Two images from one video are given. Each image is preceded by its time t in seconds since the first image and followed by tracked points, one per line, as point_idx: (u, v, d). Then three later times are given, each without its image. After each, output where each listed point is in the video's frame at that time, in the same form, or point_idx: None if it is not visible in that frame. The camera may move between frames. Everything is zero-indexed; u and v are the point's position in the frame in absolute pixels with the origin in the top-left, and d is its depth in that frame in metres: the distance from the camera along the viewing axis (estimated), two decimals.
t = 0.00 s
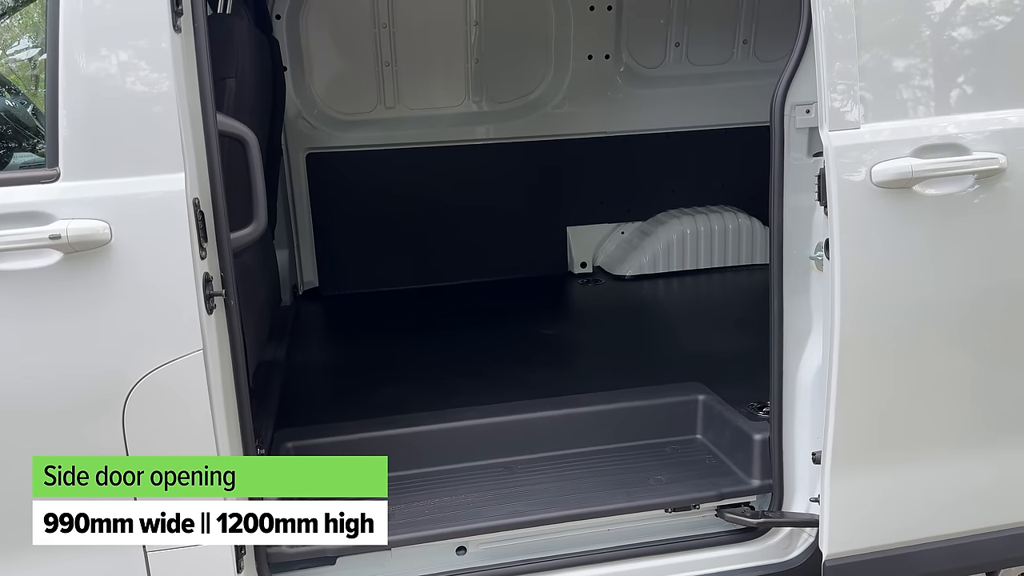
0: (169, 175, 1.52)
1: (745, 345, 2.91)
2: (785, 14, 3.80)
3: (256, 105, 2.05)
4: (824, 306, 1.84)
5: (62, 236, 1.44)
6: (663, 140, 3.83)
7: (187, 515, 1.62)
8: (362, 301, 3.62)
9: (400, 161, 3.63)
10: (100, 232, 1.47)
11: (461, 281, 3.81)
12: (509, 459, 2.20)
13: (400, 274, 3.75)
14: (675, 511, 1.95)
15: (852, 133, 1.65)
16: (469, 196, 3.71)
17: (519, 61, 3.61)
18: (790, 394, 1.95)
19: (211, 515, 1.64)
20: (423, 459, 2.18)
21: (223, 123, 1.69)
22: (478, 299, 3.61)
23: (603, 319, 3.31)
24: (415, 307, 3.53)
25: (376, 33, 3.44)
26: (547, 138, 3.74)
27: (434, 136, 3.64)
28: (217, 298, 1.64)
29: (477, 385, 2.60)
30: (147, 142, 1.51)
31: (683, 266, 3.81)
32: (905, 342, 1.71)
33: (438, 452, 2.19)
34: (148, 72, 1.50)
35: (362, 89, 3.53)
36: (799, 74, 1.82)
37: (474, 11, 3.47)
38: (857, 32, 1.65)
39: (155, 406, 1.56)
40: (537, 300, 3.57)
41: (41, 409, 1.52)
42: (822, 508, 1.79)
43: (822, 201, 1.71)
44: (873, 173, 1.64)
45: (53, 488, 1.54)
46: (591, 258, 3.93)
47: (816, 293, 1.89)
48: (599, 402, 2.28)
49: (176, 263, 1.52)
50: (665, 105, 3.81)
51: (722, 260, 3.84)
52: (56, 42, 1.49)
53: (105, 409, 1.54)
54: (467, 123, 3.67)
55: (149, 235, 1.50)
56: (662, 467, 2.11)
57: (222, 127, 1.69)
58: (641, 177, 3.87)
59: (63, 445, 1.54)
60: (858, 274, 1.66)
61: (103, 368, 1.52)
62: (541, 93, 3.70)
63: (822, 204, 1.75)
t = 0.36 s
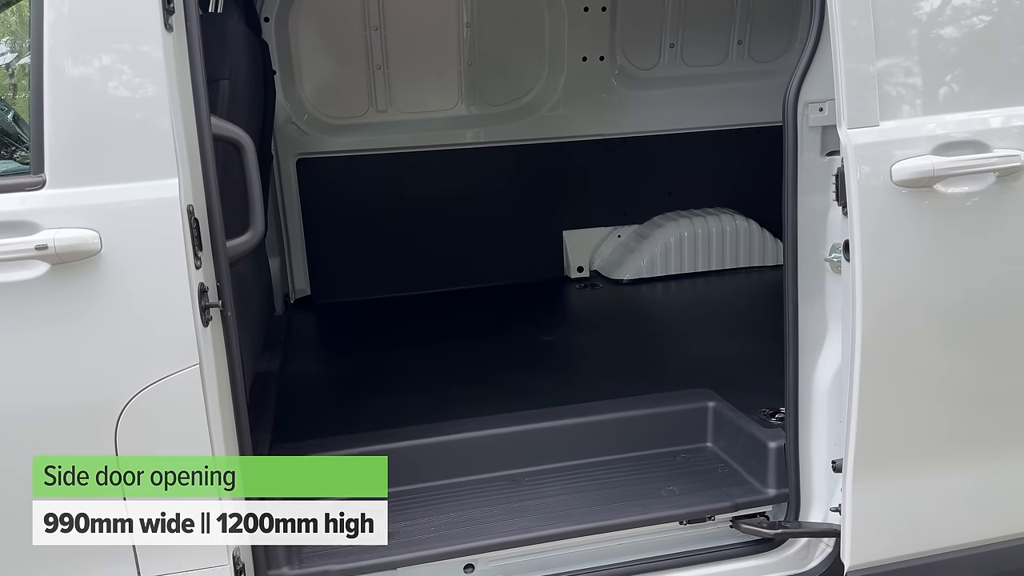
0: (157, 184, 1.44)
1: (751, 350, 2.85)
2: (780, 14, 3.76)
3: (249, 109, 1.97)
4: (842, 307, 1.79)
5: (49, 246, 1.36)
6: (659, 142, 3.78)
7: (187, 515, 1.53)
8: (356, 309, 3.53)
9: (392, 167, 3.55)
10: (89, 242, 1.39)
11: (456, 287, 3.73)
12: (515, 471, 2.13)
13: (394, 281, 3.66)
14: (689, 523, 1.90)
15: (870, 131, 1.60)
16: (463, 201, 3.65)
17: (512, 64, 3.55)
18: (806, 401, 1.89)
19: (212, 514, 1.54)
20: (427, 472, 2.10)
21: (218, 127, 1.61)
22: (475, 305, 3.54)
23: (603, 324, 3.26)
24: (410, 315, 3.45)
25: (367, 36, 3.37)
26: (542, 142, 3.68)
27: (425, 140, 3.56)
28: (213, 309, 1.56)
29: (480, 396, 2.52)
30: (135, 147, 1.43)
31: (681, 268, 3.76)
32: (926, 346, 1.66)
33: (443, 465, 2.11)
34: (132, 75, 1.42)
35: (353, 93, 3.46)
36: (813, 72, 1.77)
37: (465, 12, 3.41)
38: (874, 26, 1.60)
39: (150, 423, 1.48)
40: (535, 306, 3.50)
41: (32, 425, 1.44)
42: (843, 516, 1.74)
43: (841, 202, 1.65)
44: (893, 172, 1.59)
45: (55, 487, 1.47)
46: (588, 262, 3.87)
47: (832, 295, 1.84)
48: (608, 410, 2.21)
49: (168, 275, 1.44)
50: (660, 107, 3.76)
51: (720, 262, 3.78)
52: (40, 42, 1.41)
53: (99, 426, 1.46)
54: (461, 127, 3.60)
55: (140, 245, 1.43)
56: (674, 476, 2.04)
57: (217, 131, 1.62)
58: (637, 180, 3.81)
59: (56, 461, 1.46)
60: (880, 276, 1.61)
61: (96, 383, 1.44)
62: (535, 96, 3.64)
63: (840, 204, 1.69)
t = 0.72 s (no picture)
0: (135, 199, 1.23)
1: (777, 366, 2.68)
2: (791, 11, 3.60)
3: (240, 108, 1.76)
4: (909, 325, 1.62)
5: (18, 270, 1.16)
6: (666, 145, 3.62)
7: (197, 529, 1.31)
8: (351, 324, 3.33)
9: (387, 174, 3.35)
10: (66, 264, 1.19)
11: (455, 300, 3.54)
12: (540, 506, 1.94)
13: (390, 294, 3.46)
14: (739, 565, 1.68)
15: (947, 130, 1.43)
16: (463, 208, 3.46)
17: (513, 64, 3.37)
18: (864, 427, 1.71)
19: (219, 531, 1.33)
20: (444, 509, 1.90)
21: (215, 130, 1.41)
22: (477, 319, 3.35)
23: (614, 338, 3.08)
24: (409, 330, 3.25)
25: (360, 34, 3.17)
26: (544, 145, 3.50)
27: (421, 145, 3.36)
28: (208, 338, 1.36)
29: (494, 420, 2.33)
30: (108, 156, 1.23)
31: (691, 277, 3.60)
32: (1003, 371, 1.50)
33: (461, 501, 1.91)
34: (106, 75, 1.22)
35: (345, 96, 3.26)
36: (873, 64, 1.60)
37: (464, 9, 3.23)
38: (947, 11, 1.44)
39: (144, 470, 1.27)
40: (540, 319, 3.32)
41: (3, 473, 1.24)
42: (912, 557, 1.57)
43: (912, 208, 1.47)
44: (973, 175, 1.43)
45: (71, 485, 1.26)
46: (593, 271, 3.70)
47: (893, 309, 1.66)
48: (638, 437, 2.03)
49: (151, 305, 1.23)
50: (667, 109, 3.59)
51: (732, 270, 3.64)
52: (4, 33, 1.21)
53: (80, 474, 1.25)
54: (459, 130, 3.40)
55: (119, 268, 1.22)
56: (716, 511, 1.86)
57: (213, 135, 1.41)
58: (643, 185, 3.65)
59: (29, 518, 1.25)
60: (958, 295, 1.45)
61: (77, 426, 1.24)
62: (537, 98, 3.46)
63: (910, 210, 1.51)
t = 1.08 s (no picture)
0: (119, 245, 1.01)
1: (807, 399, 2.53)
2: (803, 20, 3.47)
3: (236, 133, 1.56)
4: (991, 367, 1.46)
5: None
6: (675, 160, 3.46)
7: None
8: (346, 353, 3.11)
9: (384, 192, 3.15)
10: (47, 327, 0.98)
11: (456, 325, 3.33)
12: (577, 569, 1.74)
13: (387, 320, 3.25)
14: None
15: None
16: (464, 228, 3.27)
17: (516, 76, 3.20)
18: (935, 479, 1.56)
19: None
20: None
21: (214, 160, 1.20)
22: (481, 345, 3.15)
23: (628, 365, 2.90)
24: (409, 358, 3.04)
25: (354, 44, 2.98)
26: (549, 161, 3.32)
27: (420, 161, 3.17)
28: (213, 406, 1.16)
29: (515, 466, 2.14)
30: (85, 186, 1.00)
31: (704, 298, 3.44)
32: None
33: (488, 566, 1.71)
34: (78, 90, 0.98)
35: (339, 110, 3.06)
36: (951, 82, 1.45)
37: (465, 18, 3.06)
38: None
39: (141, 565, 1.08)
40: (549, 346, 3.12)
41: None
42: None
43: (1009, 244, 1.34)
44: None
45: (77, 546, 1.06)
46: (600, 293, 3.50)
47: (972, 350, 1.49)
48: (681, 488, 1.85)
49: (142, 374, 1.03)
50: (675, 122, 3.43)
51: (745, 291, 3.48)
52: None
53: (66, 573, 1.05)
54: (459, 146, 3.21)
55: (103, 328, 1.01)
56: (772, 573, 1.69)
57: (213, 165, 1.20)
58: (652, 202, 3.48)
59: None
60: None
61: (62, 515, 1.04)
62: (541, 111, 3.28)
63: (1002, 246, 1.38)
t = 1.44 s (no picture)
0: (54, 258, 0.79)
1: (798, 416, 2.38)
2: (785, 16, 3.32)
3: (158, 134, 1.35)
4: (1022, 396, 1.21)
5: None
6: (655, 163, 3.30)
7: None
8: (306, 371, 2.89)
9: (347, 197, 2.95)
10: None
11: (425, 339, 3.12)
12: None
13: (351, 335, 3.03)
14: None
15: None
16: (433, 235, 3.07)
17: (486, 73, 3.02)
18: (964, 531, 1.28)
19: None
20: None
21: (132, 158, 0.98)
22: (452, 359, 2.95)
23: (608, 380, 2.72)
24: (376, 375, 2.83)
25: (313, 38, 2.78)
26: (522, 164, 3.13)
27: (385, 164, 2.97)
28: (128, 459, 0.93)
29: (493, 499, 1.94)
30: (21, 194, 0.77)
31: (686, 308, 3.27)
32: None
33: None
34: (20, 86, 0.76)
35: (297, 109, 2.84)
36: (986, 62, 1.18)
37: (433, 11, 2.87)
38: None
39: None
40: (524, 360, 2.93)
41: None
42: None
43: None
44: None
45: None
46: (577, 302, 3.32)
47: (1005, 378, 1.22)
48: (679, 524, 1.66)
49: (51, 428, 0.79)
50: (654, 123, 3.26)
51: (728, 299, 3.32)
52: None
53: None
54: (427, 147, 3.01)
55: None
56: None
57: (131, 164, 0.98)
58: (631, 207, 3.31)
59: None
60: None
61: None
62: (513, 111, 3.09)
63: None
